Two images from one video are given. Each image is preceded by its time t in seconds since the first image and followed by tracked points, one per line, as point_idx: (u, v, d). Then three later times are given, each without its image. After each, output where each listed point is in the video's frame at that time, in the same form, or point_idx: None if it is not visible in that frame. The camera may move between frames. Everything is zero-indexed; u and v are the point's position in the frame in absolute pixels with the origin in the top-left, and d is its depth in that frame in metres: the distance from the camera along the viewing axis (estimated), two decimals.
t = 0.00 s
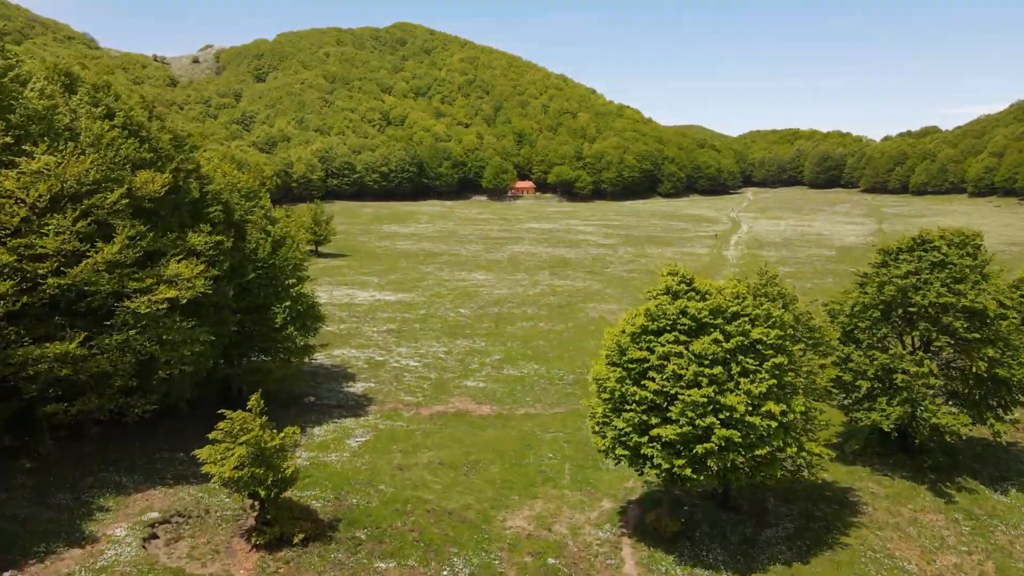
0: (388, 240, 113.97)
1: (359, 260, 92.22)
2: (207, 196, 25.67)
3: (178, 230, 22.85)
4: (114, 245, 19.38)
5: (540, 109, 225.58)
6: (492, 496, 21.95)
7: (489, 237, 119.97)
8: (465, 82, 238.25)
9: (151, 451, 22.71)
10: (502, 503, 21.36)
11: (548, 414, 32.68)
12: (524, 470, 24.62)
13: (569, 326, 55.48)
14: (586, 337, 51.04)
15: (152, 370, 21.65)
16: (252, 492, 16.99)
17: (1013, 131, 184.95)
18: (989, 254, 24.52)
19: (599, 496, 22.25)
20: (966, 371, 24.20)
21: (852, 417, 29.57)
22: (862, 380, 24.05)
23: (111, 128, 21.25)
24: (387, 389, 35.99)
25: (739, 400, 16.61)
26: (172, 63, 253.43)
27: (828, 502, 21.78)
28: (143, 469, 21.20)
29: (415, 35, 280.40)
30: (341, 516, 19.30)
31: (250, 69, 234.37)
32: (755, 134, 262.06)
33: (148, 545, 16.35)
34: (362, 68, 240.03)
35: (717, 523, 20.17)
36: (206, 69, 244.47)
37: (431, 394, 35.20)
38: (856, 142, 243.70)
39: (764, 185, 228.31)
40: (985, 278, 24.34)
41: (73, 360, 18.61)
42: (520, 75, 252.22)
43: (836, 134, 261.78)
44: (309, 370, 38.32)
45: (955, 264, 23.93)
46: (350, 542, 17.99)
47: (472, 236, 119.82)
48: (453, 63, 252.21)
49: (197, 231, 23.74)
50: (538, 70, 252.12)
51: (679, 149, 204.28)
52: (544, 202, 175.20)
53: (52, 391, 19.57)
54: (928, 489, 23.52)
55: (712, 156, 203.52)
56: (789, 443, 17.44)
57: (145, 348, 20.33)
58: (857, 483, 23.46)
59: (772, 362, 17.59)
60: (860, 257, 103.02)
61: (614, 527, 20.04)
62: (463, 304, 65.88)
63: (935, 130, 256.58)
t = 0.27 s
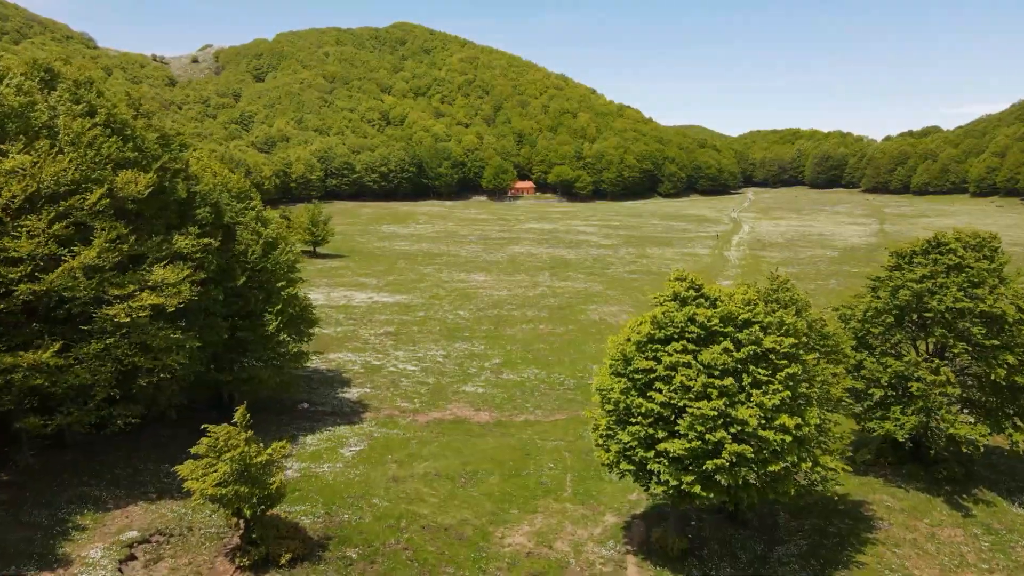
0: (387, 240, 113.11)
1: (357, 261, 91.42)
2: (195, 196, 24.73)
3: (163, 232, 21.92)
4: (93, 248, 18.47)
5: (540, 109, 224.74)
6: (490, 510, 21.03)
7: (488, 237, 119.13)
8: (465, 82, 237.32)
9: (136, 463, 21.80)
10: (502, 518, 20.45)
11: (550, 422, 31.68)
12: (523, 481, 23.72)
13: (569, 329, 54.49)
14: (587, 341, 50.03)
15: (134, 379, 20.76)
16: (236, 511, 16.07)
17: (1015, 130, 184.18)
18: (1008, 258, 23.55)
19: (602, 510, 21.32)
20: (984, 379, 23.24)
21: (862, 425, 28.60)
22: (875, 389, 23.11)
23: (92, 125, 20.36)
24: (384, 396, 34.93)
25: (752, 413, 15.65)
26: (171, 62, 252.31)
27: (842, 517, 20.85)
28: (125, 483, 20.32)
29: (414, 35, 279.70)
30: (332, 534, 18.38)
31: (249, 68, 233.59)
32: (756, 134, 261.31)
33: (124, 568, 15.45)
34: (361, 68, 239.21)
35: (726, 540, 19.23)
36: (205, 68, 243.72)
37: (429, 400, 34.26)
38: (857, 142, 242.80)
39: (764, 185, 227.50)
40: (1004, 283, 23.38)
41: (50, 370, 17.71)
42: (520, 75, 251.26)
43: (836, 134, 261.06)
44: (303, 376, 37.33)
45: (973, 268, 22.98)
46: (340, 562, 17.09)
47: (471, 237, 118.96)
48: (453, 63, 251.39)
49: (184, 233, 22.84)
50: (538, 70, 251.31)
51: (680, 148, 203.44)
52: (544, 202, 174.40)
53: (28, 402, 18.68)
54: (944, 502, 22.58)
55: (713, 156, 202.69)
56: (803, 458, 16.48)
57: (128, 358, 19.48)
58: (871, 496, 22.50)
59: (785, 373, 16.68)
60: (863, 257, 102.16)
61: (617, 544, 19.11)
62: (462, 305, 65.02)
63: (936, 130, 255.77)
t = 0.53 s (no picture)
0: (385, 241, 112.24)
1: (356, 262, 90.54)
2: (182, 197, 23.84)
3: (147, 234, 21.04)
4: (70, 252, 17.59)
5: (540, 109, 223.80)
6: (489, 525, 20.10)
7: (488, 238, 118.24)
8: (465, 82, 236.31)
9: (119, 475, 20.91)
10: (500, 535, 19.52)
11: (550, 429, 30.75)
12: (523, 494, 22.79)
13: (569, 332, 53.59)
14: (588, 344, 49.13)
15: (114, 388, 19.89)
16: (218, 531, 15.18)
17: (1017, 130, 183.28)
18: None
19: (606, 526, 20.37)
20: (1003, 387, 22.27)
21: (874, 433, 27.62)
22: (889, 398, 22.18)
23: (72, 121, 19.49)
24: (379, 402, 33.97)
25: (765, 427, 14.74)
26: (170, 62, 251.72)
27: (856, 533, 19.92)
28: (106, 497, 19.44)
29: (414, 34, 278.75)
30: (321, 554, 17.50)
31: (248, 68, 233.00)
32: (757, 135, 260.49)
33: None
34: (361, 68, 238.31)
35: (735, 559, 18.30)
36: (205, 68, 243.11)
37: (426, 407, 33.30)
38: (858, 142, 241.97)
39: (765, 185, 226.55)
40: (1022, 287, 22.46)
41: (24, 379, 16.83)
42: (520, 75, 250.59)
43: (837, 134, 260.20)
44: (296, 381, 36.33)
45: (991, 272, 22.06)
46: None
47: (471, 237, 118.07)
48: (452, 63, 250.46)
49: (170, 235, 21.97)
50: (538, 70, 250.39)
51: (681, 148, 202.55)
52: (544, 202, 173.55)
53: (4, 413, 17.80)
54: (961, 516, 21.66)
55: (714, 156, 201.80)
56: (819, 475, 15.55)
57: (108, 367, 18.60)
58: (885, 509, 21.59)
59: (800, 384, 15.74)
60: (866, 258, 101.30)
61: (622, 564, 18.17)
62: (461, 307, 64.12)
63: (937, 130, 254.98)
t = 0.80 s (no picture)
0: (384, 241, 111.34)
1: (354, 262, 89.67)
2: (168, 197, 22.96)
3: (128, 234, 20.20)
4: (42, 256, 16.79)
5: (540, 109, 222.94)
6: (486, 543, 19.13)
7: (488, 238, 117.39)
8: (465, 81, 235.53)
9: (100, 488, 19.99)
10: (496, 554, 18.56)
11: (550, 437, 29.83)
12: (524, 507, 21.84)
13: (569, 334, 52.67)
14: (589, 347, 48.22)
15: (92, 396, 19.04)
16: (199, 556, 14.27)
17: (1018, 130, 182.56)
18: None
19: (608, 542, 19.45)
20: None
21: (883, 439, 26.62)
22: (904, 408, 21.31)
23: (47, 116, 18.62)
24: (375, 408, 32.99)
25: (780, 443, 13.84)
26: (169, 61, 250.96)
27: (871, 549, 19.01)
28: (84, 513, 18.53)
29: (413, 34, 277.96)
30: None
31: (247, 68, 232.32)
32: (757, 135, 259.70)
33: None
34: (360, 68, 237.51)
35: None
36: (204, 68, 242.43)
37: (423, 413, 32.29)
38: (859, 142, 241.18)
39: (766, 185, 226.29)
40: None
41: None
42: (520, 74, 249.85)
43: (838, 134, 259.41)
44: (288, 387, 35.26)
45: (1011, 275, 21.18)
46: None
47: (470, 238, 117.23)
48: (452, 62, 249.75)
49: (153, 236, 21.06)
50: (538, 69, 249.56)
51: (681, 148, 201.76)
52: (544, 203, 172.74)
53: None
54: (980, 530, 20.71)
55: (714, 156, 200.97)
56: (837, 493, 14.61)
57: (85, 376, 17.74)
58: (900, 524, 20.69)
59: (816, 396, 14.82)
60: (868, 259, 100.46)
61: None
62: (460, 309, 63.26)
63: (938, 130, 254.09)
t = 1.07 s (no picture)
0: (382, 242, 110.40)
1: (352, 263, 88.69)
2: (152, 197, 22.05)
3: (106, 235, 19.26)
4: (9, 258, 15.88)
5: (539, 109, 222.00)
6: (483, 563, 18.19)
7: (487, 238, 116.50)
8: (464, 81, 234.59)
9: (78, 503, 19.05)
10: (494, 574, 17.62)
11: (551, 446, 28.83)
12: (523, 521, 20.89)
13: (570, 337, 51.70)
14: (589, 351, 47.23)
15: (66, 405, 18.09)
16: None
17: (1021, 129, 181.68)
18: None
19: (612, 562, 18.49)
20: None
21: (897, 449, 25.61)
22: (922, 417, 20.38)
23: (18, 111, 17.75)
24: (370, 414, 31.99)
25: (798, 462, 12.88)
26: (167, 61, 250.11)
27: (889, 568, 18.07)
28: (58, 530, 17.57)
29: (413, 34, 277.07)
30: None
31: (245, 67, 231.52)
32: (758, 135, 258.92)
33: None
34: (359, 67, 236.66)
35: None
36: (202, 67, 241.63)
37: (420, 421, 31.28)
38: (860, 142, 240.23)
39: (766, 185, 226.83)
40: None
41: None
42: (520, 74, 248.96)
43: (839, 134, 258.58)
44: (279, 392, 34.24)
45: None
46: None
47: (470, 238, 116.34)
48: (451, 62, 248.71)
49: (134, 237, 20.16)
50: (537, 69, 248.65)
51: (682, 148, 200.82)
52: (544, 203, 171.84)
53: None
54: (1001, 545, 19.77)
55: (715, 156, 200.02)
56: (857, 513, 13.63)
57: (57, 385, 16.80)
58: (918, 540, 19.74)
59: (836, 410, 13.86)
60: (872, 259, 99.60)
61: None
62: (458, 311, 62.31)
63: (939, 130, 253.26)
